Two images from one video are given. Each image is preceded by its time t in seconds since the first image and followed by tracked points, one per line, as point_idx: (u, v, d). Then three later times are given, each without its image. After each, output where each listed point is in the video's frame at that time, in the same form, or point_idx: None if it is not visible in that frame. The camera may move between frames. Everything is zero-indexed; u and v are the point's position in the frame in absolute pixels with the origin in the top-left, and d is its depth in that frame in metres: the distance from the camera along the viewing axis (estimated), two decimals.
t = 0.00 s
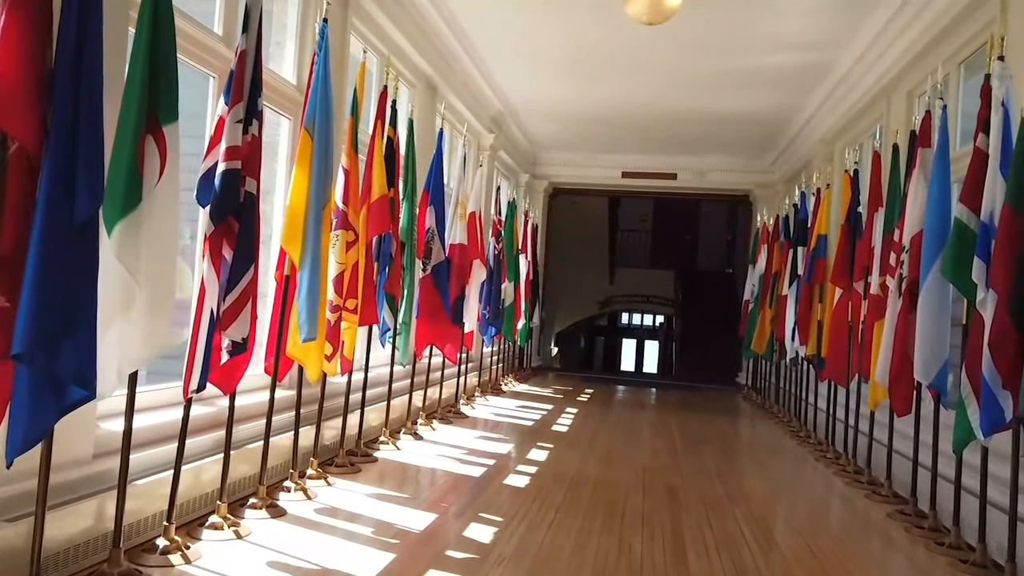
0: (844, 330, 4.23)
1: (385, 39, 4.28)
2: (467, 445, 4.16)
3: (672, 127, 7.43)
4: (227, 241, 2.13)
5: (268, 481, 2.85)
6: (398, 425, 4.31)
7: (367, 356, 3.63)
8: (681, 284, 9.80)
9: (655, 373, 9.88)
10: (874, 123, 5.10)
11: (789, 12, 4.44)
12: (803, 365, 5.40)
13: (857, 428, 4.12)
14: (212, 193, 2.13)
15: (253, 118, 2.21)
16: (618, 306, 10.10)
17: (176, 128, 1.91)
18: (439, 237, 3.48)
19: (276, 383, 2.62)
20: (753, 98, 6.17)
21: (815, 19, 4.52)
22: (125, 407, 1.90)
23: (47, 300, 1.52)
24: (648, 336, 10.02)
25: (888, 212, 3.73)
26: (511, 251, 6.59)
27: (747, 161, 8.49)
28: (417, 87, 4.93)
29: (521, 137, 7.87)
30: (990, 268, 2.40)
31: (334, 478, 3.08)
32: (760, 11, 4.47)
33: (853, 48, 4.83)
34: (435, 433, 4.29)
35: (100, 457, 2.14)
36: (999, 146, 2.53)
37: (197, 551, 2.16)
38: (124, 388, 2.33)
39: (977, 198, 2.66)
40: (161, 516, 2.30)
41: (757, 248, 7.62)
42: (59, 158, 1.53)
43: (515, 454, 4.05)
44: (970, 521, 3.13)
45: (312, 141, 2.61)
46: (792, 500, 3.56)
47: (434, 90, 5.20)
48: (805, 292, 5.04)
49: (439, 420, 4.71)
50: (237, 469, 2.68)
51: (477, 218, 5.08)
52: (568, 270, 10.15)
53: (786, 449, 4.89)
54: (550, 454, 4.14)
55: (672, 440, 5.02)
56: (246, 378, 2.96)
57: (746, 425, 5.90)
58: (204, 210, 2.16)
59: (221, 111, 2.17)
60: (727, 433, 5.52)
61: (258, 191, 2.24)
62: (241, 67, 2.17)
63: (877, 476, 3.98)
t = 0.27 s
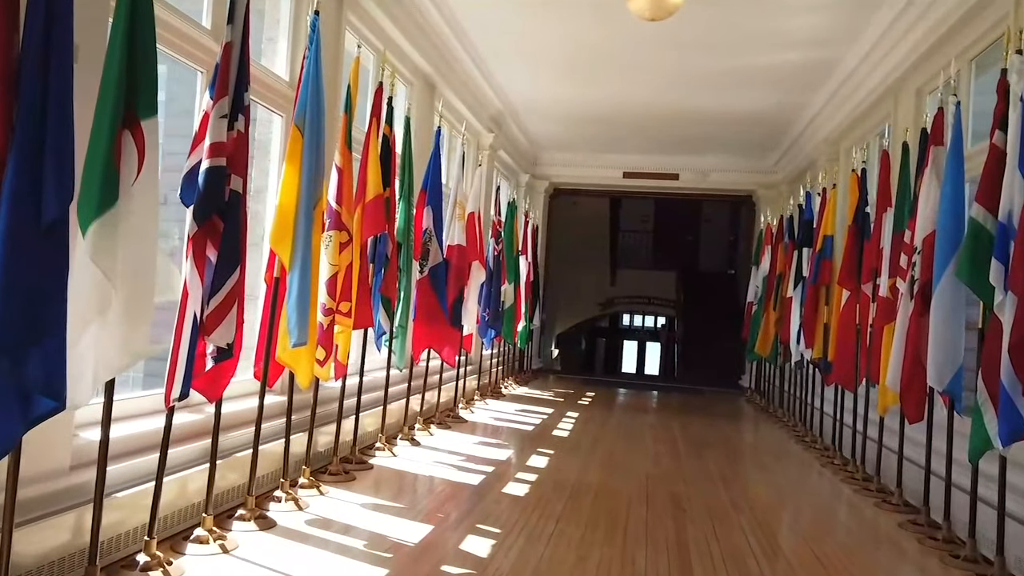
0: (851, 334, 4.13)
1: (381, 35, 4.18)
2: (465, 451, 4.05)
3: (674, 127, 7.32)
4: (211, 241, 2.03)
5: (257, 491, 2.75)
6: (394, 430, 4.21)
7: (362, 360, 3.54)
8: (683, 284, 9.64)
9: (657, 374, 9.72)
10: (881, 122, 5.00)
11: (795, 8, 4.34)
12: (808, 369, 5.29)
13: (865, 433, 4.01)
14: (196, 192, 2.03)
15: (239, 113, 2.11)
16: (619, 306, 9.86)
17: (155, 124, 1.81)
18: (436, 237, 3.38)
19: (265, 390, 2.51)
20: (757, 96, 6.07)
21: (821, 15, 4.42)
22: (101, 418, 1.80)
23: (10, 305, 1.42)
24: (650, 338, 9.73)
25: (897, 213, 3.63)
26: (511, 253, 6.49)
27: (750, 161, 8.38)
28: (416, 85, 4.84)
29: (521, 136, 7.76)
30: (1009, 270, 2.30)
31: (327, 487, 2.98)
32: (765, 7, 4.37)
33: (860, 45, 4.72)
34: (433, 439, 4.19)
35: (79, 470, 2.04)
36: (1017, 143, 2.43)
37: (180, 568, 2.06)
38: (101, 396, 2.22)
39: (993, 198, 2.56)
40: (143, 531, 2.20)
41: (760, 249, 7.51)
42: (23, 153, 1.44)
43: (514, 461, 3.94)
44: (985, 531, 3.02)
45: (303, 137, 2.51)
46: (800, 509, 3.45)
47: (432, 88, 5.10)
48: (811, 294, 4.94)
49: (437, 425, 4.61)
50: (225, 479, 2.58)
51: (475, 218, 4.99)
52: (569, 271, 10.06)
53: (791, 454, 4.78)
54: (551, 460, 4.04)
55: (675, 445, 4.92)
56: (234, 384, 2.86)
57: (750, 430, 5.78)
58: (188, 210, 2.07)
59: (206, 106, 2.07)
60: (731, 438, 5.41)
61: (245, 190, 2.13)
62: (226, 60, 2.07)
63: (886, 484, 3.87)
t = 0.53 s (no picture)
0: (858, 335, 4.03)
1: (378, 31, 4.09)
2: (462, 455, 3.96)
3: (676, 126, 7.24)
4: (194, 238, 1.94)
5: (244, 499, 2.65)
6: (390, 434, 4.11)
7: (355, 362, 3.45)
8: (685, 286, 9.58)
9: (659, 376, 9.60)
10: (888, 119, 4.90)
11: (801, 3, 4.25)
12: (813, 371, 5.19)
13: (872, 437, 3.91)
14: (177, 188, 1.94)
15: (223, 105, 2.01)
16: (619, 308, 9.83)
17: (131, 115, 1.72)
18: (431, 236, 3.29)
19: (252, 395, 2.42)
20: (760, 94, 5.97)
21: (826, 10, 4.32)
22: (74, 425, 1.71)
23: None
24: (652, 339, 9.63)
25: (906, 212, 3.54)
26: (510, 253, 6.39)
27: (752, 160, 8.30)
28: (413, 82, 4.75)
29: (521, 135, 7.67)
30: None
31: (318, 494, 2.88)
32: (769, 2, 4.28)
33: (866, 41, 4.63)
34: (430, 443, 4.10)
35: (53, 478, 1.95)
36: None
37: None
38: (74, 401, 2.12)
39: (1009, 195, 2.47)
40: (121, 541, 2.10)
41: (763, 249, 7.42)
42: None
43: (512, 466, 3.84)
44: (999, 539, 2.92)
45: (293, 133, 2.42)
46: (807, 516, 3.35)
47: (430, 86, 5.01)
48: (816, 295, 4.84)
49: (434, 429, 4.51)
50: (211, 486, 2.49)
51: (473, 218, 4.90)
52: (569, 271, 9.96)
53: (796, 459, 4.67)
54: (550, 465, 3.93)
55: (678, 448, 4.82)
56: (218, 389, 2.75)
57: (753, 433, 5.68)
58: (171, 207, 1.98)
59: (188, 98, 1.98)
60: (734, 441, 5.31)
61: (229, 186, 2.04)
62: (209, 51, 1.98)
63: (895, 490, 3.76)
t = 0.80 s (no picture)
0: (862, 334, 3.94)
1: (373, 23, 3.99)
2: (456, 456, 3.86)
3: (676, 123, 7.14)
4: (166, 229, 1.84)
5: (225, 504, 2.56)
6: (383, 435, 4.02)
7: (345, 362, 3.37)
8: (685, 286, 9.47)
9: (659, 376, 9.50)
10: (892, 115, 4.80)
11: None
12: (815, 371, 5.09)
13: (876, 438, 3.81)
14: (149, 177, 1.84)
15: (197, 90, 1.91)
16: (619, 308, 9.66)
17: (94, 99, 1.62)
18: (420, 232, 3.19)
19: (232, 395, 2.31)
20: (761, 89, 5.88)
21: (829, 2, 4.23)
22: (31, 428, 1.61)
23: None
24: (652, 340, 9.50)
25: (912, 207, 3.44)
26: (507, 252, 6.29)
27: (753, 158, 8.21)
28: (408, 76, 4.62)
29: (519, 133, 7.58)
30: None
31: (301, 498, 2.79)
32: None
33: (869, 34, 4.53)
34: (423, 445, 4.00)
35: (15, 483, 1.85)
36: None
37: None
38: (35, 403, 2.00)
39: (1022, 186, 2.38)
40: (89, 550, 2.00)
41: (765, 248, 7.32)
42: None
43: (507, 468, 3.75)
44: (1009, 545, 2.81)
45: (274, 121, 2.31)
46: (810, 520, 3.25)
47: (426, 81, 4.91)
48: (818, 293, 4.75)
49: (428, 430, 4.42)
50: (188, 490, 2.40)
51: (468, 215, 4.80)
52: (568, 270, 9.84)
53: (799, 460, 4.58)
54: (546, 467, 3.84)
55: (677, 449, 4.72)
56: (197, 390, 2.65)
57: (755, 434, 5.59)
58: (143, 197, 1.88)
59: (161, 82, 1.87)
60: (735, 442, 5.21)
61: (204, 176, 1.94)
62: (182, 33, 1.87)
63: (900, 493, 3.67)
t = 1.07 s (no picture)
0: (865, 332, 3.84)
1: (365, 13, 3.89)
2: (448, 459, 3.76)
3: (675, 119, 7.04)
4: (131, 217, 1.74)
5: (200, 510, 2.45)
6: (373, 437, 3.92)
7: (331, 361, 3.24)
8: (684, 285, 9.37)
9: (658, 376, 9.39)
10: (895, 108, 4.70)
11: None
12: (817, 371, 4.98)
13: (880, 439, 3.71)
14: (113, 163, 1.73)
15: (165, 72, 1.81)
16: (619, 308, 9.62)
17: (49, 76, 1.51)
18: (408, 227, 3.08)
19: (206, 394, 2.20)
20: (761, 83, 5.77)
21: None
22: None
23: None
24: (652, 339, 9.41)
25: (917, 200, 3.34)
26: (503, 250, 6.19)
27: (753, 155, 8.11)
28: (400, 69, 4.51)
29: (516, 130, 7.49)
30: None
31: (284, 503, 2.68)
32: None
33: (871, 25, 4.43)
34: (414, 446, 3.90)
35: None
36: None
37: None
38: None
39: None
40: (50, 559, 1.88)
41: (765, 246, 7.21)
42: None
43: (500, 470, 3.64)
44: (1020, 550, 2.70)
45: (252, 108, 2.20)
46: (813, 524, 3.14)
47: (419, 74, 4.81)
48: (820, 290, 4.64)
49: (421, 431, 4.31)
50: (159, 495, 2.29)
51: (461, 211, 4.70)
52: (567, 269, 9.76)
53: (801, 462, 4.47)
54: (541, 469, 3.73)
55: (676, 451, 4.61)
56: (168, 391, 2.53)
57: (756, 435, 5.48)
58: (106, 184, 1.78)
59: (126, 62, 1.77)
60: (736, 443, 5.11)
61: (172, 163, 1.84)
62: (149, 10, 1.77)
63: (905, 496, 3.55)
